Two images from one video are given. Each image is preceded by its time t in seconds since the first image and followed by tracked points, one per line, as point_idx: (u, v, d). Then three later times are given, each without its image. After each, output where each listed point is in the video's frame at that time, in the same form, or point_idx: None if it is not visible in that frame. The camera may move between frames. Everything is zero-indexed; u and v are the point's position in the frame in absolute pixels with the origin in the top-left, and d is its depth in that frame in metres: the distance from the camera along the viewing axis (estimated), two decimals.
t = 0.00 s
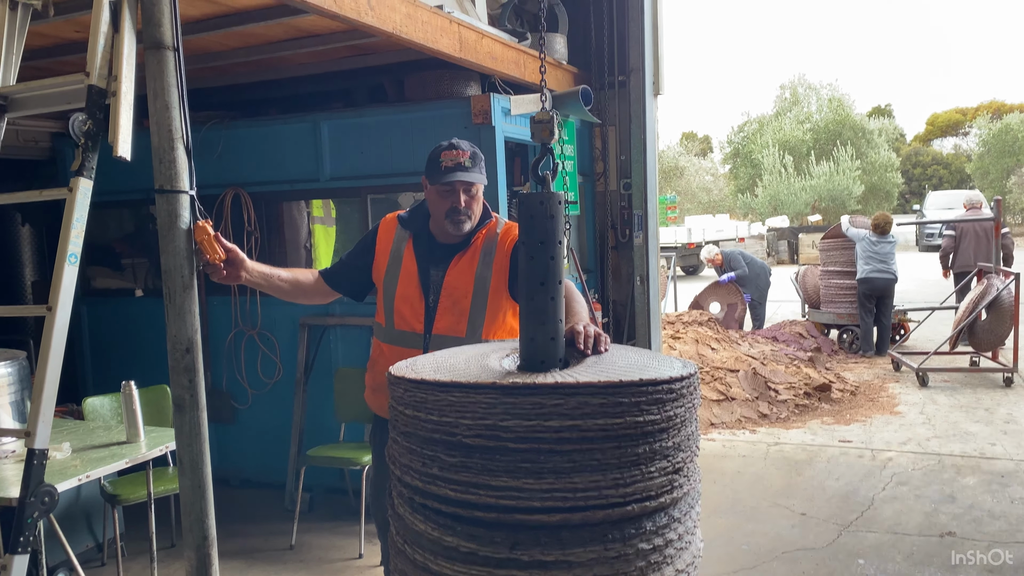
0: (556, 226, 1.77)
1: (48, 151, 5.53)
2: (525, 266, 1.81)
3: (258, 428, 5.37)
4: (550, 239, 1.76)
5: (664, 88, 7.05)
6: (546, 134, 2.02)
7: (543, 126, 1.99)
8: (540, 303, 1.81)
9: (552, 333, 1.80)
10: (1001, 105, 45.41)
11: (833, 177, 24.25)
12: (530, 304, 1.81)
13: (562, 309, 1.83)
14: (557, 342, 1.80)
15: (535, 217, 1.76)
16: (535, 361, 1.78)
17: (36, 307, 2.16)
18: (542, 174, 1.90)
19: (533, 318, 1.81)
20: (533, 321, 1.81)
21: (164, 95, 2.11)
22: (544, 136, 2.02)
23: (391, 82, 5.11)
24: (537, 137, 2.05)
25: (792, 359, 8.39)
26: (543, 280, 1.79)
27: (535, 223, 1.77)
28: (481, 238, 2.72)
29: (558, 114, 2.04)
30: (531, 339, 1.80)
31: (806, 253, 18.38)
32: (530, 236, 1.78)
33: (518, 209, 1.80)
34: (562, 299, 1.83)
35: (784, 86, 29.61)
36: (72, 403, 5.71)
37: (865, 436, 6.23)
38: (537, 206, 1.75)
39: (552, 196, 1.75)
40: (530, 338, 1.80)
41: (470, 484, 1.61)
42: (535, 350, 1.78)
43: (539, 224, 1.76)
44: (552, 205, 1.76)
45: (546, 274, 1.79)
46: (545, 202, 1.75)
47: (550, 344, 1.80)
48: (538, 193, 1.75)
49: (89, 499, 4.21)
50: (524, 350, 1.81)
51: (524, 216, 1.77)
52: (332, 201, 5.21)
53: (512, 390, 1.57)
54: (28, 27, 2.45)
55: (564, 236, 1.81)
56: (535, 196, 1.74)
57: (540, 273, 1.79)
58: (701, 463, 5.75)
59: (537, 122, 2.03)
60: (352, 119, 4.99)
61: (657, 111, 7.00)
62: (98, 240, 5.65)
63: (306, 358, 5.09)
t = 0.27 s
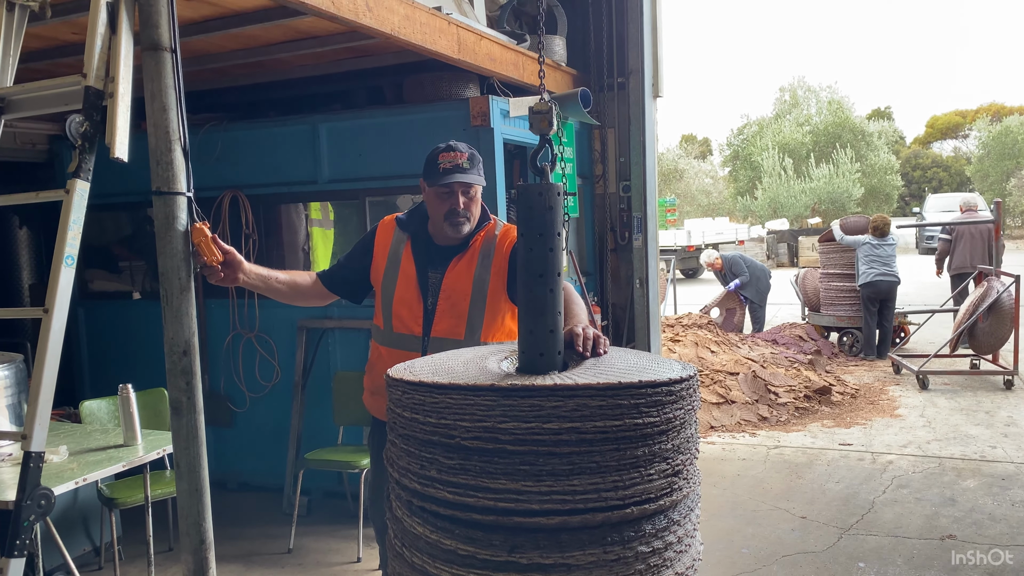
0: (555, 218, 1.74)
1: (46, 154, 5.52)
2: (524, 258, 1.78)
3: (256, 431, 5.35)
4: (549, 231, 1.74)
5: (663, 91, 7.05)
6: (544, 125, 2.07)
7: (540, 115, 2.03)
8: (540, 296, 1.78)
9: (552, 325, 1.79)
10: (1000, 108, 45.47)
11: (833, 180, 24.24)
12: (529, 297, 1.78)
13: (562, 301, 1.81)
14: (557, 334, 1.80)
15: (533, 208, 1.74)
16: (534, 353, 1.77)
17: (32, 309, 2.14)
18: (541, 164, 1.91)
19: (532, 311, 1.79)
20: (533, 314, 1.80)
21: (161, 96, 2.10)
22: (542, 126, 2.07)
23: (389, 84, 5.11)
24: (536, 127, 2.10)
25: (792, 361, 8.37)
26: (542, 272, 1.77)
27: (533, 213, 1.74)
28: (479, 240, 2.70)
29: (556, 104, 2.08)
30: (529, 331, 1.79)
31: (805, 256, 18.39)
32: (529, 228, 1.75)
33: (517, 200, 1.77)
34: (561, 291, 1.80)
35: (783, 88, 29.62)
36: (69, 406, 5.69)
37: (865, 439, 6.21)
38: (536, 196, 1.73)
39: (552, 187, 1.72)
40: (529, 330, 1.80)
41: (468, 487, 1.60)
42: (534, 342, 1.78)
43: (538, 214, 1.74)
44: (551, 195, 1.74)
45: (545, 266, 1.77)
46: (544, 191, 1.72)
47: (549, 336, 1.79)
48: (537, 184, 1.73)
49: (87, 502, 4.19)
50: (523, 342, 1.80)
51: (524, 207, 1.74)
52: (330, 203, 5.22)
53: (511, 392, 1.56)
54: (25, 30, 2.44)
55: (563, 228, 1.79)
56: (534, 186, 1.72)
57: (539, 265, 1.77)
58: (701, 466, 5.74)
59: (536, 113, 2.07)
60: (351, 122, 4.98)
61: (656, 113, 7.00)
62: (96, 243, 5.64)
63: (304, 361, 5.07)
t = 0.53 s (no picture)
0: (554, 209, 1.74)
1: (45, 156, 5.52)
2: (524, 249, 1.77)
3: (256, 433, 5.35)
4: (548, 222, 1.73)
5: (662, 92, 7.06)
6: (543, 116, 2.04)
7: (539, 106, 2.01)
8: (538, 287, 1.78)
9: (551, 316, 1.79)
10: (1000, 109, 45.46)
11: (832, 181, 24.24)
12: (528, 288, 1.78)
13: (561, 292, 1.80)
14: (556, 324, 1.80)
15: (532, 199, 1.74)
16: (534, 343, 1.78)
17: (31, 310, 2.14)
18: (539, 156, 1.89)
19: (531, 302, 1.79)
20: (532, 304, 1.80)
21: (160, 98, 2.10)
22: (540, 117, 2.05)
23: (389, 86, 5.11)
24: (534, 118, 2.06)
25: (791, 363, 8.37)
26: (541, 263, 1.76)
27: (532, 205, 1.74)
28: (479, 242, 2.70)
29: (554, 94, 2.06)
30: (529, 321, 1.80)
31: (805, 257, 18.41)
32: (528, 219, 1.74)
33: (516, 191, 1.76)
34: (560, 282, 1.80)
35: (783, 90, 29.64)
36: (69, 408, 5.69)
37: (865, 441, 6.21)
38: (535, 187, 1.72)
39: (550, 177, 1.71)
40: (529, 320, 1.80)
41: (468, 489, 1.60)
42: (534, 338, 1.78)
43: (537, 205, 1.73)
44: (550, 186, 1.73)
45: (544, 257, 1.76)
46: (542, 182, 1.72)
47: (549, 326, 1.80)
48: (535, 174, 1.72)
49: (86, 504, 4.18)
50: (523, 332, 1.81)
51: (523, 198, 1.73)
52: (329, 205, 5.22)
53: (511, 393, 1.56)
54: (24, 31, 2.43)
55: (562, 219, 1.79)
56: (533, 177, 1.71)
57: (538, 256, 1.76)
58: (701, 468, 5.73)
59: (535, 104, 2.04)
60: (350, 123, 4.98)
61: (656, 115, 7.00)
62: (95, 244, 5.63)
63: (303, 363, 5.07)
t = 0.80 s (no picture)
0: (554, 196, 1.73)
1: (44, 156, 5.51)
2: (523, 238, 1.76)
3: (255, 434, 5.34)
4: (548, 210, 1.72)
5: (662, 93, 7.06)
6: (543, 103, 2.04)
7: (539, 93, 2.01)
8: (538, 276, 1.77)
9: (552, 304, 1.79)
10: (999, 110, 45.48)
11: (832, 181, 24.23)
12: (528, 277, 1.77)
13: (561, 281, 1.80)
14: (556, 313, 1.80)
15: (532, 186, 1.73)
16: (534, 331, 1.78)
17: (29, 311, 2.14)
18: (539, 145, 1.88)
19: (531, 291, 1.78)
20: (532, 294, 1.79)
21: (159, 98, 2.10)
22: (540, 105, 2.05)
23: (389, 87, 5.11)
24: (534, 105, 2.07)
25: (791, 364, 8.37)
26: (541, 251, 1.75)
27: (532, 192, 1.73)
28: (478, 242, 2.70)
29: (555, 81, 2.05)
30: (529, 310, 1.80)
31: (804, 258, 18.42)
32: (528, 207, 1.74)
33: (515, 179, 1.75)
34: (560, 271, 1.79)
35: (782, 91, 29.64)
36: (68, 409, 5.68)
37: (864, 441, 6.20)
38: (535, 175, 1.71)
39: (550, 165, 1.70)
40: (529, 310, 1.80)
41: (468, 489, 1.59)
42: (534, 338, 1.78)
43: (537, 192, 1.72)
44: (550, 174, 1.72)
45: (544, 246, 1.75)
46: (542, 170, 1.71)
47: (549, 315, 1.80)
48: (535, 162, 1.71)
49: (85, 506, 4.17)
50: (523, 322, 1.80)
51: (523, 185, 1.72)
52: (329, 206, 5.18)
53: (511, 394, 1.55)
54: (22, 31, 2.43)
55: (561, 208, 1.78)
56: (533, 164, 1.70)
57: (538, 244, 1.75)
58: (701, 469, 5.73)
59: (534, 90, 2.04)
60: (350, 124, 4.98)
61: (655, 116, 7.00)
62: (94, 245, 5.62)
63: (303, 364, 5.07)
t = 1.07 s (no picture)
0: (554, 187, 1.71)
1: (43, 157, 5.51)
2: (523, 229, 1.74)
3: (255, 435, 5.34)
4: (549, 200, 1.71)
5: (661, 94, 7.05)
6: (543, 94, 2.03)
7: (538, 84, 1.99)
8: (538, 267, 1.75)
9: (551, 296, 1.77)
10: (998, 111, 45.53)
11: (832, 182, 24.22)
12: (528, 268, 1.75)
13: (562, 272, 1.78)
14: (556, 304, 1.78)
15: (532, 177, 1.71)
16: (534, 323, 1.76)
17: (28, 312, 2.13)
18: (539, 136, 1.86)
19: (531, 282, 1.76)
20: (532, 285, 1.76)
21: (159, 99, 2.09)
22: (540, 94, 2.02)
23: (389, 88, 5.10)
24: (534, 96, 2.04)
25: (791, 364, 8.37)
26: (541, 242, 1.73)
27: (533, 183, 1.71)
28: (477, 243, 2.69)
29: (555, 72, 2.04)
30: (529, 302, 1.78)
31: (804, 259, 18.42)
32: (527, 197, 1.72)
33: (515, 170, 1.74)
34: (560, 262, 1.77)
35: (781, 92, 29.65)
36: (67, 410, 5.67)
37: (864, 442, 6.20)
38: (535, 165, 1.70)
39: (551, 155, 1.69)
40: (528, 308, 1.78)
41: (468, 491, 1.59)
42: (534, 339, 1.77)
43: (536, 182, 1.70)
44: (550, 164, 1.70)
45: (544, 236, 1.73)
46: (543, 160, 1.70)
47: (549, 306, 1.78)
48: (536, 152, 1.70)
49: (84, 507, 4.17)
50: (523, 313, 1.78)
51: (523, 175, 1.70)
52: (328, 207, 5.19)
53: (511, 395, 1.55)
54: (21, 32, 2.42)
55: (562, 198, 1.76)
56: (533, 154, 1.69)
57: (537, 235, 1.74)
58: (700, 470, 5.73)
59: (535, 81, 2.02)
60: (350, 125, 4.97)
61: (655, 117, 7.00)
62: (94, 246, 5.62)
63: (303, 365, 5.06)
